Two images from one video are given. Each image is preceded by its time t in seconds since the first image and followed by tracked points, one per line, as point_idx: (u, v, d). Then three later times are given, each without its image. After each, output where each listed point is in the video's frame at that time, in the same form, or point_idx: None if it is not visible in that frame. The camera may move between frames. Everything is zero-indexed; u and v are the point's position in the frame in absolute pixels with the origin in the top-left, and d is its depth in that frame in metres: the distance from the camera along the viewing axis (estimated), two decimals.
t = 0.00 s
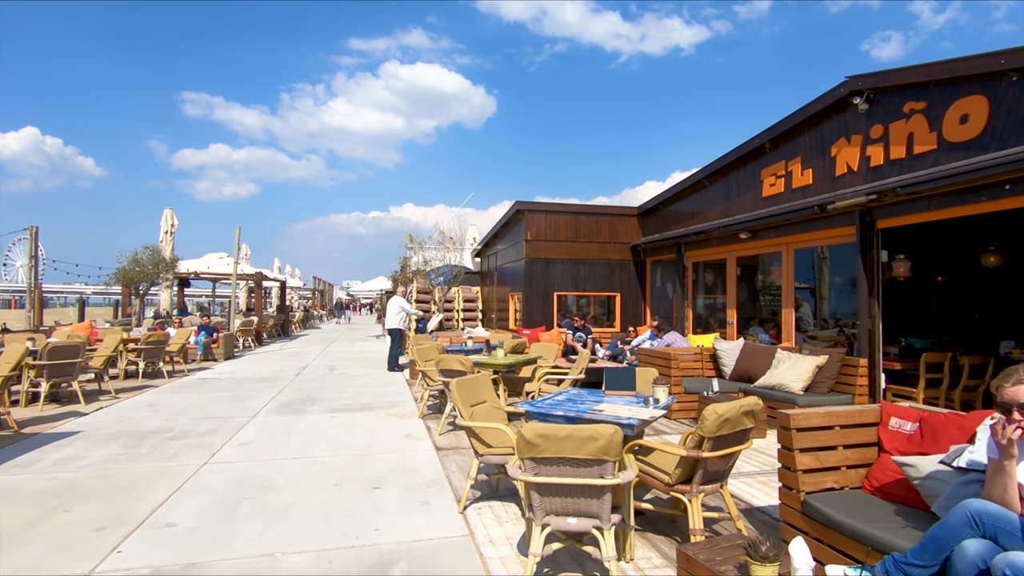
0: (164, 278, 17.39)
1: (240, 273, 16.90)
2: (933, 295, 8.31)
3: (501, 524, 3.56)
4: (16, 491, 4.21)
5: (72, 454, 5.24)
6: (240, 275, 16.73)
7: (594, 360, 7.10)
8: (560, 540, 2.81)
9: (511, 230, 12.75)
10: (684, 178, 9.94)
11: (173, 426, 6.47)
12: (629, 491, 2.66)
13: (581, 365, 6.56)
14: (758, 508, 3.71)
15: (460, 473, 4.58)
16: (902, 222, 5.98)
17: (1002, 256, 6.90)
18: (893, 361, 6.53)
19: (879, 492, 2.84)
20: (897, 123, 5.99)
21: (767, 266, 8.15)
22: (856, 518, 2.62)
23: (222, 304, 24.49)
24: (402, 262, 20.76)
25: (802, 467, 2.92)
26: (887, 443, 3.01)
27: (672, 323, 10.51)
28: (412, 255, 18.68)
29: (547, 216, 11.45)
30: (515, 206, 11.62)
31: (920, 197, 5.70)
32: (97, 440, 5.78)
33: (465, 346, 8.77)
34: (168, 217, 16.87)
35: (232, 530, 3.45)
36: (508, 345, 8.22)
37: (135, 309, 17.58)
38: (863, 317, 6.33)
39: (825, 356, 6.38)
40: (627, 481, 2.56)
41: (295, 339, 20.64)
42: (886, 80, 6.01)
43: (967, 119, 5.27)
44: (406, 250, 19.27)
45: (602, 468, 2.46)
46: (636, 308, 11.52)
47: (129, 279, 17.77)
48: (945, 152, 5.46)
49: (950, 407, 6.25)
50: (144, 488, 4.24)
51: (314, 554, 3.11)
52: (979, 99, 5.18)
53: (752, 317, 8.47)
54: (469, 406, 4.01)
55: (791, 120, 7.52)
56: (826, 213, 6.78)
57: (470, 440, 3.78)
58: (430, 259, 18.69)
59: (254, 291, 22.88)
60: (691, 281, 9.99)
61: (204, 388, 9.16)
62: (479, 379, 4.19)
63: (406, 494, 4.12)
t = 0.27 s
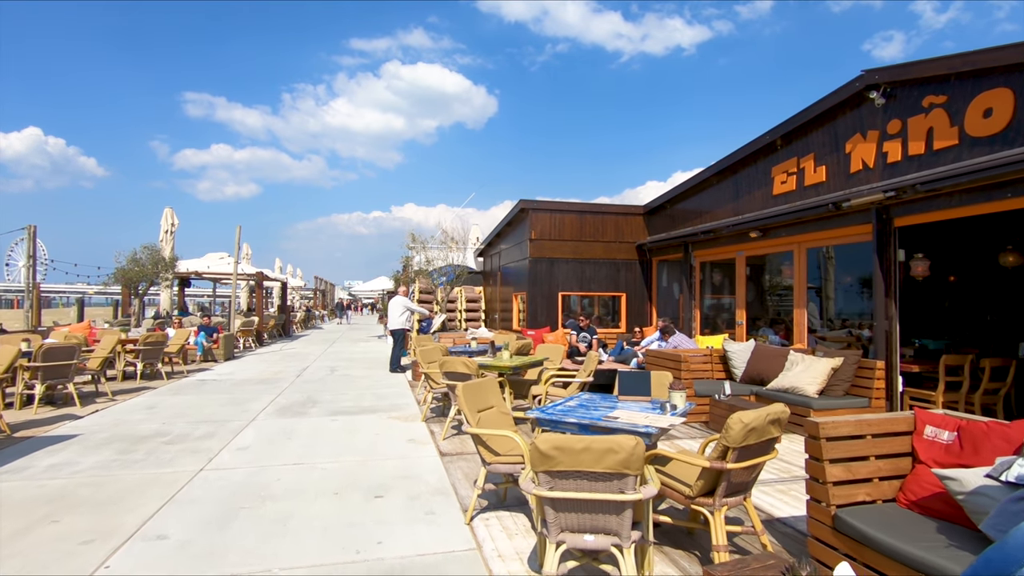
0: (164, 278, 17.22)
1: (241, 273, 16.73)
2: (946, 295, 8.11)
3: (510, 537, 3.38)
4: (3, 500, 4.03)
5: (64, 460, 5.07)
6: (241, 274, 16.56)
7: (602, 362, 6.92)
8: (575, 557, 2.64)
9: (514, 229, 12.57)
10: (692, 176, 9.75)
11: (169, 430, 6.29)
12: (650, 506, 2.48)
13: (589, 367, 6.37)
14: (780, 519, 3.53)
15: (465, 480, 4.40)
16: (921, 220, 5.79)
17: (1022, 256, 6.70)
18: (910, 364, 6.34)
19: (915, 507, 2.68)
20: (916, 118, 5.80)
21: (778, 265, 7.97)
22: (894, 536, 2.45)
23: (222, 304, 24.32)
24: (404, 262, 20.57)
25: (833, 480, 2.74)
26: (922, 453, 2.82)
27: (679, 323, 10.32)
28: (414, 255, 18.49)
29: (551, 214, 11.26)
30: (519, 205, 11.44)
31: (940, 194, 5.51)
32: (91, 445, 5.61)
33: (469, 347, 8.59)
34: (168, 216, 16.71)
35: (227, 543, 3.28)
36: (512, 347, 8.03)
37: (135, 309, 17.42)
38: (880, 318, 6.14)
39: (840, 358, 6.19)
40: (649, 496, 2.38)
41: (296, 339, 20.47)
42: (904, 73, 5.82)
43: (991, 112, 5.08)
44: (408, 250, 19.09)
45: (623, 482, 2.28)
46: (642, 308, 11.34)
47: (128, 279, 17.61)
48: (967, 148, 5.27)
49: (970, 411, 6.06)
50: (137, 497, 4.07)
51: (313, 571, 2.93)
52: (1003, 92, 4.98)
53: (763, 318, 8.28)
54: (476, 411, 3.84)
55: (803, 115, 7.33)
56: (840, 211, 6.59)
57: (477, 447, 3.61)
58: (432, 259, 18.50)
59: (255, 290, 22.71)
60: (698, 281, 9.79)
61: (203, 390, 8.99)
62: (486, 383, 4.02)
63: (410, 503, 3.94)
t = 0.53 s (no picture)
0: (163, 277, 17.06)
1: (241, 272, 16.57)
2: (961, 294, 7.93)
3: (521, 548, 3.20)
4: None
5: (57, 464, 4.91)
6: (241, 274, 16.40)
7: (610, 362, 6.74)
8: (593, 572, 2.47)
9: (518, 227, 12.39)
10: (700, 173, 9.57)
11: (166, 432, 6.13)
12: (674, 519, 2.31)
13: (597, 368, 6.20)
14: (804, 528, 3.35)
15: (472, 486, 4.23)
16: (940, 217, 5.61)
17: None
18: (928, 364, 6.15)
19: (957, 518, 2.50)
20: (935, 111, 5.62)
21: (789, 264, 7.79)
22: (938, 550, 2.27)
23: (222, 304, 24.17)
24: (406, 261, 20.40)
25: (868, 489, 2.56)
26: (963, 461, 2.65)
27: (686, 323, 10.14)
28: (416, 254, 18.32)
29: (556, 212, 11.09)
30: (523, 203, 11.26)
31: (961, 190, 5.33)
32: (85, 448, 5.45)
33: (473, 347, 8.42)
34: (167, 215, 16.55)
35: (223, 554, 3.11)
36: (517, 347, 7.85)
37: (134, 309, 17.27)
38: (897, 317, 5.96)
39: (855, 359, 6.02)
40: (674, 508, 2.21)
41: (297, 339, 20.31)
42: (923, 65, 5.64)
43: (1016, 104, 4.89)
44: (410, 249, 18.91)
45: (647, 494, 2.11)
46: (648, 308, 11.17)
47: (128, 278, 17.46)
48: (990, 141, 5.09)
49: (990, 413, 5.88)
50: (130, 503, 3.91)
51: None
52: None
53: (773, 317, 8.10)
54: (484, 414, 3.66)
55: (816, 110, 7.16)
56: (855, 207, 6.41)
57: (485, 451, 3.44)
58: (434, 258, 18.33)
59: (255, 290, 22.55)
60: (706, 280, 9.62)
61: (202, 391, 8.83)
62: (493, 385, 3.85)
63: (415, 510, 3.77)
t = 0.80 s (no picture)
0: (162, 277, 16.89)
1: (241, 272, 16.40)
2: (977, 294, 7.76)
3: (533, 563, 3.04)
4: None
5: (48, 471, 4.74)
6: (241, 274, 16.23)
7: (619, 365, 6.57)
8: None
9: (521, 227, 12.22)
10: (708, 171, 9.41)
11: (163, 437, 5.95)
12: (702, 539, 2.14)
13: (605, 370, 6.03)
14: (830, 541, 3.18)
15: (479, 494, 4.06)
16: (960, 215, 5.44)
17: None
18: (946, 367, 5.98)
19: (1004, 535, 2.34)
20: (955, 106, 5.45)
21: (799, 264, 7.63)
22: (988, 571, 2.11)
23: (222, 304, 23.99)
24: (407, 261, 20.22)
25: (908, 505, 2.40)
26: (1007, 474, 2.48)
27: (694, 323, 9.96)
28: (418, 254, 18.14)
29: (561, 211, 10.93)
30: (527, 202, 11.10)
31: (983, 187, 5.15)
32: (79, 454, 5.27)
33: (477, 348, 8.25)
34: (167, 214, 16.38)
35: (220, 570, 2.94)
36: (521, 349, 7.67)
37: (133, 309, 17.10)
38: (914, 319, 5.78)
39: (872, 361, 5.85)
40: (705, 529, 2.04)
41: (298, 339, 20.15)
42: (942, 58, 5.47)
43: None
44: (411, 248, 18.74)
45: (678, 513, 1.94)
46: (654, 308, 11.01)
47: (127, 278, 17.29)
48: (1014, 137, 4.91)
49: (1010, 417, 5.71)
50: (123, 514, 3.74)
51: None
52: None
53: (783, 318, 7.94)
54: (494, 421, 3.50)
55: (829, 106, 6.99)
56: (870, 205, 6.24)
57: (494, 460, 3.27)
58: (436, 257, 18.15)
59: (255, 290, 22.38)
60: (713, 280, 9.44)
61: (200, 393, 8.66)
62: (503, 390, 3.68)
63: (421, 521, 3.60)
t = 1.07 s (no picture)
0: (160, 277, 16.72)
1: (240, 273, 16.24)
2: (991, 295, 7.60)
3: None
4: None
5: (38, 478, 4.58)
6: (240, 274, 16.07)
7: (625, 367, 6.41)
8: None
9: (524, 226, 12.06)
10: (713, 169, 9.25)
11: (158, 442, 5.79)
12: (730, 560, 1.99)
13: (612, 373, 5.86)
14: (854, 555, 3.03)
15: (484, 503, 3.90)
16: (978, 214, 5.28)
17: None
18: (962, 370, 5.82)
19: None
20: (972, 102, 5.30)
21: (807, 263, 7.47)
22: None
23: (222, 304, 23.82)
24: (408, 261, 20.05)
25: (945, 521, 2.24)
26: None
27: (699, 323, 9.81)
28: (419, 254, 17.98)
29: (564, 210, 10.77)
30: (530, 201, 10.94)
31: (1001, 185, 5.00)
32: (70, 459, 5.11)
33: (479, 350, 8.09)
34: (165, 214, 16.23)
35: None
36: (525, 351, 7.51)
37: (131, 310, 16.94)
38: (929, 320, 5.63)
39: (885, 364, 5.69)
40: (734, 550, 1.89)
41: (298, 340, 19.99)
42: (959, 52, 5.31)
43: None
44: (412, 248, 18.57)
45: (706, 534, 1.79)
46: (658, 309, 10.86)
47: (125, 278, 17.13)
48: None
49: None
50: (113, 525, 3.58)
51: None
52: None
53: (791, 319, 7.78)
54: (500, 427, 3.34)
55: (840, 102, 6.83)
56: (883, 204, 6.09)
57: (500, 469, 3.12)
58: (437, 257, 17.98)
59: (255, 291, 22.23)
60: (719, 280, 9.28)
61: (198, 396, 8.50)
62: (510, 394, 3.53)
63: (424, 532, 3.45)
